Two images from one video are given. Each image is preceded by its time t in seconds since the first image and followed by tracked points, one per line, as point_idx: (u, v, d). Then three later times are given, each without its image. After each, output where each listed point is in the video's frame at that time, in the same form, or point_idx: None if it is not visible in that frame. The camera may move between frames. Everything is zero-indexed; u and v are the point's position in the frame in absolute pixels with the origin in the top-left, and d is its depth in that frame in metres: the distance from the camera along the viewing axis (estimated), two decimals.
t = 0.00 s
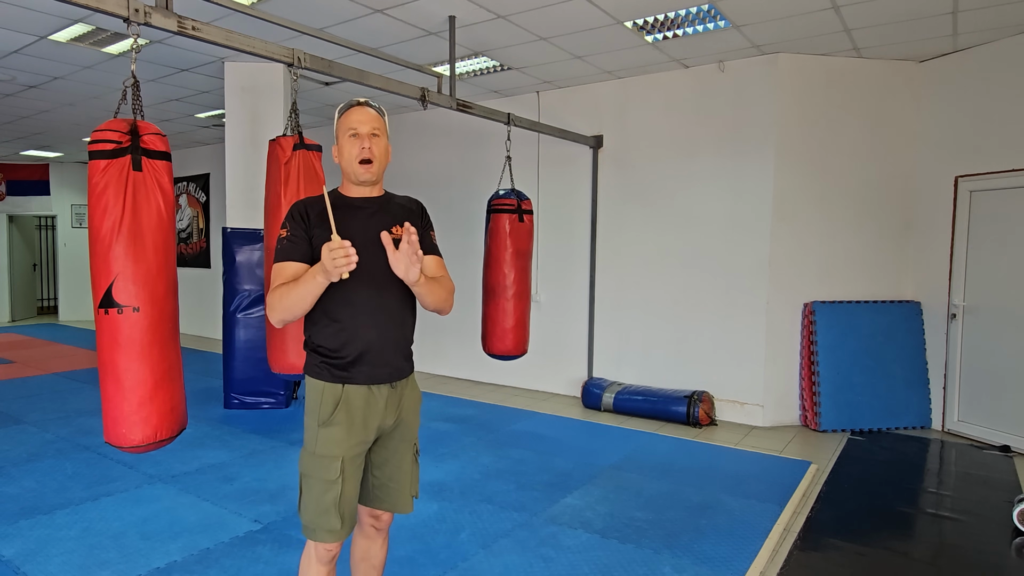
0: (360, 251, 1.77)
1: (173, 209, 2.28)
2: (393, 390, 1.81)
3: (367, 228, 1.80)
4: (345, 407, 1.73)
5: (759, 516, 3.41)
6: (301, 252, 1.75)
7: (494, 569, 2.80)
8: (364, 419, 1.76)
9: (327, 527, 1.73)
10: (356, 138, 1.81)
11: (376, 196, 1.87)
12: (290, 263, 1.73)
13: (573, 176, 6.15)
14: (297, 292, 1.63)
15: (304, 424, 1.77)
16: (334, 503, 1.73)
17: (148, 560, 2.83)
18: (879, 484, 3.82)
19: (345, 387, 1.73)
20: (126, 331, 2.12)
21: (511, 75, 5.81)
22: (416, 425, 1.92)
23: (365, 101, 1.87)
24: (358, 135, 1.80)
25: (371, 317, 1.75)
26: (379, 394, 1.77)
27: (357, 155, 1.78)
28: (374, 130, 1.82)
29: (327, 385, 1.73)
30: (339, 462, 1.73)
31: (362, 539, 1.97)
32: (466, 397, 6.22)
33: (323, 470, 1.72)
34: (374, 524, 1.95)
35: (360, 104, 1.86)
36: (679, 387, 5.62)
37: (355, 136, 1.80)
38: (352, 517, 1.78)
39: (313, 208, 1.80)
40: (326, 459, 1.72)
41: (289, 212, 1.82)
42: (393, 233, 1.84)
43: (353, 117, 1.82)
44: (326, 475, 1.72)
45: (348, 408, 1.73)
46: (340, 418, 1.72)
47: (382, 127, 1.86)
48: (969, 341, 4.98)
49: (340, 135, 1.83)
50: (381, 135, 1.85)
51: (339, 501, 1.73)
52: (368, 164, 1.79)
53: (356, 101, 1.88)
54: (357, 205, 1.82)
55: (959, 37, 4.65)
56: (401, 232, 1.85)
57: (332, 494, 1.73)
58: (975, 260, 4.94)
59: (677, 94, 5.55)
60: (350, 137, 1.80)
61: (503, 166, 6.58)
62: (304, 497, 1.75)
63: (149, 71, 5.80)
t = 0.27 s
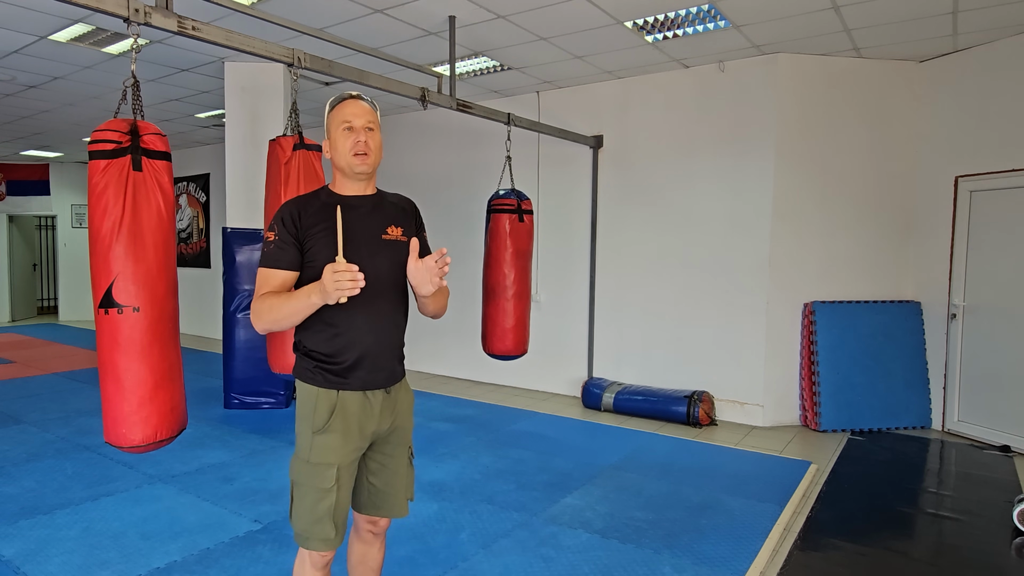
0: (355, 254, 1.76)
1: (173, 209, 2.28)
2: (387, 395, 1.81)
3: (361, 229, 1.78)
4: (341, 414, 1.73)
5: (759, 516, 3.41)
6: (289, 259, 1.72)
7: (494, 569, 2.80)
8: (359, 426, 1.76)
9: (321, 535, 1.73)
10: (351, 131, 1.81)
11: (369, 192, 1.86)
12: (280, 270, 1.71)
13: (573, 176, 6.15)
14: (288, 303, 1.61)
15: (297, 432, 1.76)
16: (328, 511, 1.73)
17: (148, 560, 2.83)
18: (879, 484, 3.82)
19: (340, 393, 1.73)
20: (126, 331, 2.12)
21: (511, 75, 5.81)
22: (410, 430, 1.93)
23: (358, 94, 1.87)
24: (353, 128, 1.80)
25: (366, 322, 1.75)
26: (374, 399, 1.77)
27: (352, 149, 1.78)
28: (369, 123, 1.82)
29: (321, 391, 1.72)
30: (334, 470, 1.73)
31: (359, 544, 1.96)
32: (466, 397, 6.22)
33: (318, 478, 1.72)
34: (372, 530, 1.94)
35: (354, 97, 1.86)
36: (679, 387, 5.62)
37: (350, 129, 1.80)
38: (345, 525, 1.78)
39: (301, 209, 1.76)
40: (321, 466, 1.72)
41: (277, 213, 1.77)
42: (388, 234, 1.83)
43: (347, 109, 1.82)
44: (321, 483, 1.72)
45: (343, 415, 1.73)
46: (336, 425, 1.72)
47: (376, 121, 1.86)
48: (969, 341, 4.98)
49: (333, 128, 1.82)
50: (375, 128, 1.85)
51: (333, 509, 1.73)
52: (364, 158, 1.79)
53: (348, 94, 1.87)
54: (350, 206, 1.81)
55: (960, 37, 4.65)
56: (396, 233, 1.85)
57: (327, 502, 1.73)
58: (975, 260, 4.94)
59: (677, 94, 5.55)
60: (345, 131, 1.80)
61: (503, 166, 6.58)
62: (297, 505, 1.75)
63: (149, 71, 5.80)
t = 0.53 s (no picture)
0: (349, 259, 1.75)
1: (173, 209, 2.28)
2: (382, 398, 1.81)
3: (357, 233, 1.77)
4: (333, 417, 1.73)
5: (759, 516, 3.41)
6: (282, 262, 1.71)
7: (494, 569, 2.80)
8: (352, 430, 1.75)
9: (311, 539, 1.73)
10: (347, 134, 1.80)
11: (365, 195, 1.85)
12: (272, 273, 1.70)
13: (573, 176, 6.15)
14: (280, 309, 1.62)
15: (290, 434, 1.77)
16: (319, 514, 1.73)
17: (148, 560, 2.83)
18: (879, 484, 3.82)
19: (334, 397, 1.73)
20: (126, 331, 2.12)
21: (511, 75, 5.81)
22: (410, 433, 1.91)
23: (356, 94, 1.85)
24: (348, 132, 1.79)
25: (361, 328, 1.75)
26: (368, 404, 1.77)
27: (346, 152, 1.78)
28: (365, 125, 1.81)
29: (314, 394, 1.72)
30: (326, 473, 1.73)
31: (382, 553, 1.97)
32: (466, 397, 6.22)
33: (309, 482, 1.72)
34: (400, 540, 1.94)
35: (352, 97, 1.84)
36: (679, 387, 5.62)
37: (346, 131, 1.80)
38: (336, 529, 1.78)
39: (296, 212, 1.75)
40: (313, 469, 1.72)
41: (271, 215, 1.76)
42: (384, 239, 1.82)
43: (343, 110, 1.81)
44: (312, 486, 1.72)
45: (336, 418, 1.73)
46: (328, 429, 1.72)
47: (374, 123, 1.85)
48: (969, 341, 4.98)
49: (329, 130, 1.82)
50: (371, 131, 1.84)
51: (324, 512, 1.73)
52: (358, 161, 1.78)
53: (346, 94, 1.86)
54: (345, 209, 1.80)
55: (960, 37, 4.65)
56: (392, 238, 1.84)
57: (317, 505, 1.73)
58: (975, 260, 4.94)
59: (677, 94, 5.55)
60: (341, 133, 1.80)
61: (503, 166, 6.58)
62: (288, 508, 1.76)
63: (149, 71, 5.80)
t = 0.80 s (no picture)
0: (354, 257, 1.74)
1: (173, 209, 2.28)
2: (387, 398, 1.79)
3: (363, 232, 1.77)
4: (336, 413, 1.73)
5: (759, 516, 3.41)
6: (292, 259, 1.75)
7: (494, 569, 2.80)
8: (356, 427, 1.75)
9: (314, 533, 1.73)
10: (351, 137, 1.80)
11: (375, 197, 1.86)
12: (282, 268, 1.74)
13: (573, 176, 6.15)
14: (280, 303, 1.66)
15: (297, 429, 1.78)
16: (322, 510, 1.73)
17: (148, 560, 2.83)
18: (879, 484, 3.82)
19: (337, 394, 1.73)
20: (126, 331, 2.12)
21: (511, 75, 5.81)
22: (417, 434, 1.90)
23: (365, 98, 1.84)
24: (351, 135, 1.79)
25: (363, 326, 1.74)
26: (372, 403, 1.76)
27: (348, 156, 1.78)
28: (368, 129, 1.80)
29: (318, 390, 1.74)
30: (328, 469, 1.73)
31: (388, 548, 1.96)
32: (466, 397, 6.22)
33: (313, 477, 1.73)
34: (399, 534, 1.93)
35: (359, 101, 1.83)
36: (679, 387, 5.62)
37: (350, 135, 1.80)
38: (341, 525, 1.78)
39: (307, 211, 1.79)
40: (316, 465, 1.73)
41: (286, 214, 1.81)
42: (392, 238, 1.81)
43: (349, 114, 1.80)
44: (315, 481, 1.73)
45: (339, 415, 1.73)
46: (331, 424, 1.72)
47: (380, 126, 1.83)
48: (969, 341, 4.98)
49: (337, 134, 1.83)
50: (377, 134, 1.82)
51: (327, 508, 1.74)
52: (359, 164, 1.78)
53: (356, 97, 1.85)
54: (353, 209, 1.81)
55: (960, 37, 4.65)
56: (400, 238, 1.83)
57: (320, 500, 1.74)
58: (975, 260, 4.94)
59: (677, 94, 5.55)
60: (345, 137, 1.79)
61: (503, 166, 6.58)
62: (294, 502, 1.77)
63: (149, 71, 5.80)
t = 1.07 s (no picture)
0: (371, 255, 1.77)
1: (173, 210, 2.28)
2: (399, 393, 1.80)
3: (382, 232, 1.80)
4: (349, 404, 1.73)
5: (759, 516, 3.41)
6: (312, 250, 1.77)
7: (495, 569, 2.80)
8: (368, 418, 1.75)
9: (328, 523, 1.72)
10: (379, 143, 1.86)
11: (399, 202, 1.89)
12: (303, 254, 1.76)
13: (573, 176, 6.15)
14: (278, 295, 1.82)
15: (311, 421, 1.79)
16: (335, 500, 1.72)
17: (148, 560, 2.83)
18: (879, 484, 3.82)
19: (348, 386, 1.74)
20: (126, 331, 2.12)
21: (512, 75, 5.81)
22: (427, 429, 1.90)
23: (396, 109, 1.92)
24: (380, 140, 1.85)
25: (374, 322, 1.75)
26: (383, 397, 1.77)
27: (375, 160, 1.84)
28: (396, 135, 1.86)
29: (331, 382, 1.75)
30: (341, 459, 1.73)
31: (386, 538, 1.97)
32: (466, 397, 6.22)
33: (326, 467, 1.73)
34: (396, 522, 1.95)
35: (390, 111, 1.91)
36: (679, 387, 5.62)
37: (378, 140, 1.86)
38: (354, 517, 1.77)
39: (331, 210, 1.83)
40: (329, 455, 1.73)
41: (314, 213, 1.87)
42: (409, 241, 1.82)
43: (380, 122, 1.88)
44: (328, 471, 1.72)
45: (352, 406, 1.73)
46: (344, 414, 1.73)
47: (408, 134, 1.88)
48: (969, 341, 4.98)
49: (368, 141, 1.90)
50: (405, 141, 1.87)
51: (340, 498, 1.73)
52: (385, 167, 1.83)
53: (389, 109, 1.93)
54: (375, 210, 1.84)
55: (960, 37, 4.65)
56: (418, 241, 1.84)
57: (334, 491, 1.73)
58: (975, 260, 4.94)
59: (677, 94, 5.55)
60: (374, 141, 1.86)
61: (503, 166, 6.58)
62: (308, 493, 1.76)
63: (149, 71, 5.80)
